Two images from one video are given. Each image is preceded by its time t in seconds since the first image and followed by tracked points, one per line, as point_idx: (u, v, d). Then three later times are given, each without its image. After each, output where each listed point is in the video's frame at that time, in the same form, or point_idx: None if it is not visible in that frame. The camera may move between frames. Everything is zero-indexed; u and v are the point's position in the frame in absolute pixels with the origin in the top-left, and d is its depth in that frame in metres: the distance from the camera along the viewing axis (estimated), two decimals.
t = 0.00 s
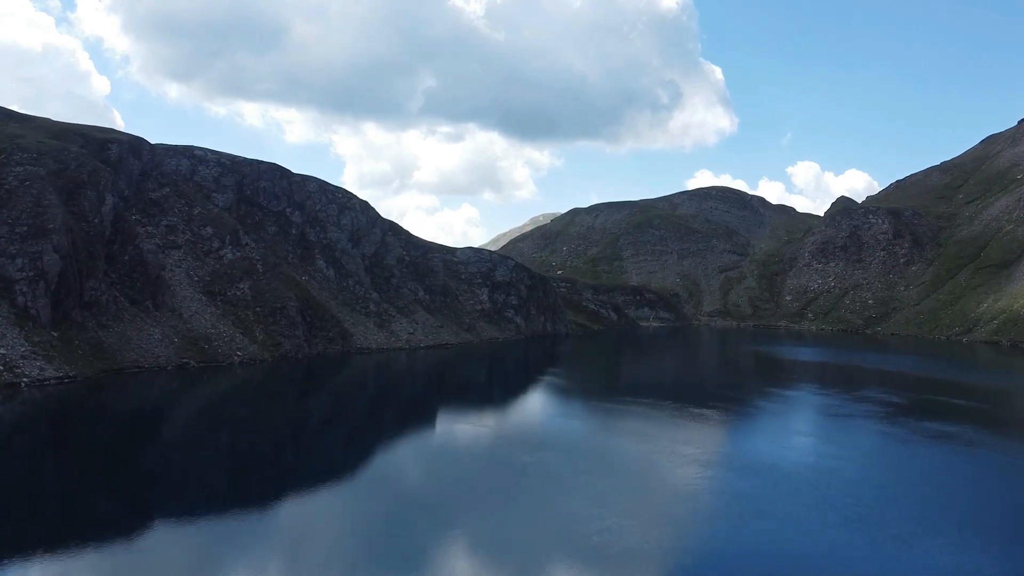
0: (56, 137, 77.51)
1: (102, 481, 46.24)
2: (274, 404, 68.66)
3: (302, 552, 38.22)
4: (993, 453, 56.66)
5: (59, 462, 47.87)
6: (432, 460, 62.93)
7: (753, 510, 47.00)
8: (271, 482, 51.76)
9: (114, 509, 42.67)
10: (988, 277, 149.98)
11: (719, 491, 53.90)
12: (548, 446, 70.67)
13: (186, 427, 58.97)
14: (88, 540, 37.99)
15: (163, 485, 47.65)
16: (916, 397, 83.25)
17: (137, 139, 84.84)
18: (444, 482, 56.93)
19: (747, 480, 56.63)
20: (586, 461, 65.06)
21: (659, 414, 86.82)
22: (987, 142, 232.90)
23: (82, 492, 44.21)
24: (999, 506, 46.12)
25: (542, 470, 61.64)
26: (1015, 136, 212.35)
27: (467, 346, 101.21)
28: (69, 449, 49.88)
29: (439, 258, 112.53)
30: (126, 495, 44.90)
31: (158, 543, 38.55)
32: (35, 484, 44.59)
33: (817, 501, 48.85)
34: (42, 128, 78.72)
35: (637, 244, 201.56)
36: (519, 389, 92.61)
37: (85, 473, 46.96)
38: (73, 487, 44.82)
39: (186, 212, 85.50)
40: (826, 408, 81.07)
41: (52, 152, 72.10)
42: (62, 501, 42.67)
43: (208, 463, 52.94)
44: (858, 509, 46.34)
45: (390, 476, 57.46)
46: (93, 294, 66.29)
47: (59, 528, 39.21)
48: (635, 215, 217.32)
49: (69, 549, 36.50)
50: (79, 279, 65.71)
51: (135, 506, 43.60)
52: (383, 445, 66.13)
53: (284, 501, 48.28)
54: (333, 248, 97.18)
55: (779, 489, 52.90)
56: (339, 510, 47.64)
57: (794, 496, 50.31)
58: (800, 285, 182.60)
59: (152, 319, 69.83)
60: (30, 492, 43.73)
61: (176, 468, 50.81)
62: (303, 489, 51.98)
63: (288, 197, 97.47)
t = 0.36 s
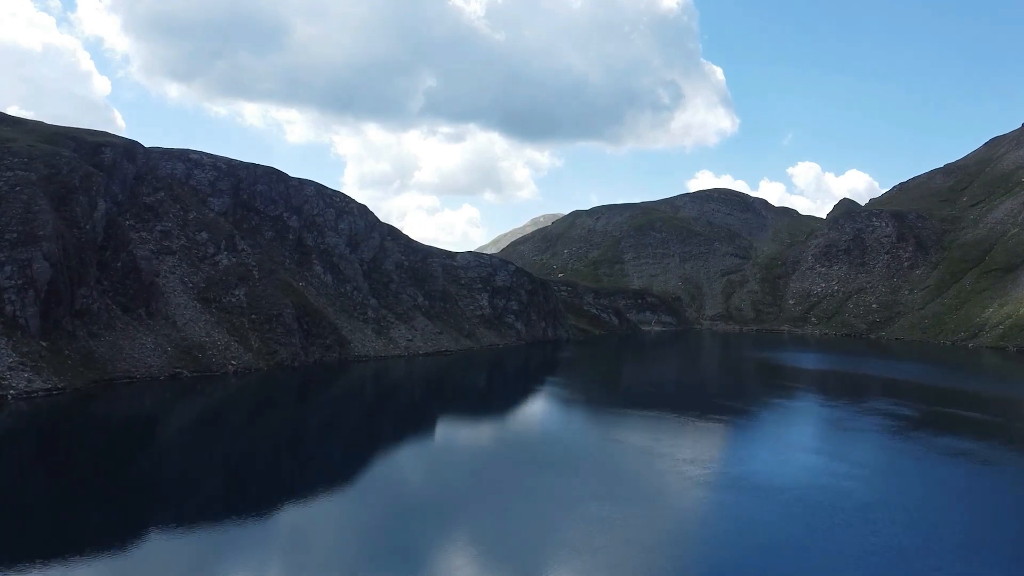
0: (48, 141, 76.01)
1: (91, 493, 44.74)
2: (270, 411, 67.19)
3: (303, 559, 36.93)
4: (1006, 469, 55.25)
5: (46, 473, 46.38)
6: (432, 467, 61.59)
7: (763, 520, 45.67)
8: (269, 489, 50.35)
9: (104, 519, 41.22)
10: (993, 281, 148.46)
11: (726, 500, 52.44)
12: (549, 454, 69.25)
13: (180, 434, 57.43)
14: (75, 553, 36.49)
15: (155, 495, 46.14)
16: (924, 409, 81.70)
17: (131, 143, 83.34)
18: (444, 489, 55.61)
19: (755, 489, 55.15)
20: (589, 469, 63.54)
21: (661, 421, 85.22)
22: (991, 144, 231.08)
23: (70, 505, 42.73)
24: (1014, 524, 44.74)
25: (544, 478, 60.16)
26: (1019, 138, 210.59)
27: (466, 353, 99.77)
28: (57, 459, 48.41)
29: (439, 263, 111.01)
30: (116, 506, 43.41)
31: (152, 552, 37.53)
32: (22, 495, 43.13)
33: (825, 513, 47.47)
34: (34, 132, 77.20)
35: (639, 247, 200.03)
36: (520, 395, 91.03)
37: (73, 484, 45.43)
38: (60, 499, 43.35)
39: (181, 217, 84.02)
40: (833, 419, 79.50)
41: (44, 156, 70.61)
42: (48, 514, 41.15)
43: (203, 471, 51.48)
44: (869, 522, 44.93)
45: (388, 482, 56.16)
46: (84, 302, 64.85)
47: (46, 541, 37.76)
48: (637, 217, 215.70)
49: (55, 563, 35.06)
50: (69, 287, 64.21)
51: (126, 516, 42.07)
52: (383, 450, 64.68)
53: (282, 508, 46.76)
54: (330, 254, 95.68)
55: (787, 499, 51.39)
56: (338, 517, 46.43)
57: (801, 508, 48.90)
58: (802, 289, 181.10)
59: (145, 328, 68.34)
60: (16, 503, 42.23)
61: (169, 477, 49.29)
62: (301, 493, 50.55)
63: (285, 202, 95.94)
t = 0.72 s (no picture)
0: (40, 145, 74.56)
1: (80, 505, 43.31)
2: (267, 418, 65.92)
3: (298, 567, 35.66)
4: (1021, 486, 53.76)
5: (33, 484, 44.90)
6: (432, 474, 60.31)
7: (769, 529, 45.05)
8: (265, 498, 48.94)
9: (92, 532, 39.77)
10: (999, 285, 146.81)
11: (733, 511, 50.89)
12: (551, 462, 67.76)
13: (173, 443, 55.98)
14: (61, 567, 35.04)
15: (146, 506, 44.70)
16: (933, 420, 80.10)
17: (126, 146, 81.89)
18: (444, 497, 54.24)
19: (762, 500, 53.58)
20: (592, 477, 62.10)
21: (663, 429, 83.68)
22: (995, 146, 229.10)
23: (57, 517, 41.24)
24: None
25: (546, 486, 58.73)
26: None
27: (466, 360, 98.39)
28: (44, 470, 46.98)
29: (438, 268, 109.53)
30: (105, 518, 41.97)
31: (141, 564, 36.33)
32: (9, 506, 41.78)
33: (836, 530, 45.89)
34: (26, 136, 75.80)
35: (640, 249, 198.61)
36: (521, 401, 89.48)
37: (61, 496, 43.99)
38: (47, 511, 41.89)
39: (176, 222, 82.61)
40: (838, 431, 78.02)
41: (35, 161, 69.15)
42: (34, 527, 39.66)
43: (195, 481, 50.02)
44: (882, 540, 43.50)
45: (386, 490, 54.76)
46: (74, 311, 63.40)
47: (32, 553, 36.43)
48: (639, 220, 214.13)
49: None
50: (60, 295, 62.72)
51: (114, 529, 40.63)
52: (380, 457, 63.24)
53: (279, 516, 45.58)
54: (328, 259, 94.20)
55: (796, 513, 49.84)
56: (334, 526, 45.07)
57: (811, 523, 47.33)
58: (805, 292, 179.46)
59: (138, 337, 66.86)
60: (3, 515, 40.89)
61: (160, 487, 47.82)
62: (297, 502, 49.10)
63: (282, 206, 94.47)
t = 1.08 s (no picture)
0: (33, 151, 73.28)
1: (68, 520, 41.71)
2: (264, 428, 64.57)
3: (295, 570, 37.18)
4: None
5: (19, 499, 43.33)
6: (434, 477, 61.10)
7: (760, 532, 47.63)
8: (260, 510, 47.31)
9: (82, 547, 38.64)
10: (1005, 290, 145.25)
11: (742, 526, 49.35)
12: (553, 471, 66.29)
13: (166, 454, 54.45)
14: None
15: (137, 521, 43.15)
16: (943, 435, 78.50)
17: (120, 151, 80.49)
18: (443, 507, 52.85)
19: (771, 516, 52.10)
20: (595, 488, 60.62)
21: (667, 438, 82.08)
22: (1000, 148, 227.39)
23: (43, 534, 39.69)
24: None
25: (548, 493, 58.28)
26: None
27: (467, 369, 96.86)
28: (31, 484, 45.44)
29: (438, 274, 108.06)
30: (93, 535, 40.43)
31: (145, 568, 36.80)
32: None
33: (849, 551, 44.53)
34: (18, 141, 74.52)
35: (642, 253, 197.19)
36: (523, 410, 87.88)
37: (48, 511, 42.41)
38: (33, 527, 40.32)
39: (171, 228, 81.22)
40: (846, 445, 76.41)
41: (26, 167, 67.75)
42: (19, 543, 38.13)
43: (188, 494, 48.49)
44: (896, 562, 42.10)
45: (385, 501, 53.40)
46: (65, 322, 61.87)
47: (20, 568, 35.42)
48: (641, 223, 212.62)
49: None
50: (50, 306, 61.12)
51: (105, 544, 39.44)
52: (379, 468, 61.73)
53: (277, 526, 44.63)
54: (326, 266, 92.68)
55: (806, 530, 48.41)
56: (332, 538, 43.74)
57: (823, 542, 45.92)
58: (809, 296, 177.87)
59: (130, 348, 65.35)
60: None
61: (152, 502, 46.28)
62: (295, 514, 47.60)
63: (280, 212, 92.94)
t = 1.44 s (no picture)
0: (24, 157, 71.97)
1: (54, 539, 40.14)
2: (260, 437, 63.39)
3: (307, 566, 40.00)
4: None
5: (2, 514, 41.72)
6: (443, 474, 64.36)
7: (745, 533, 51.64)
8: (256, 525, 45.77)
9: (72, 561, 37.77)
10: (1011, 295, 143.68)
11: (751, 552, 47.73)
12: (556, 482, 64.78)
13: (159, 466, 52.98)
14: None
15: (127, 538, 41.65)
16: (951, 453, 76.98)
17: (114, 157, 79.11)
18: (446, 521, 51.42)
19: (782, 538, 50.70)
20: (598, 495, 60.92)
21: (671, 449, 80.45)
22: (1005, 151, 225.36)
23: (29, 551, 38.28)
24: None
25: (551, 492, 61.24)
26: None
27: (467, 378, 95.31)
28: (17, 499, 43.88)
29: (438, 280, 106.54)
30: (80, 554, 38.76)
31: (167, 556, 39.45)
32: None
33: (834, 561, 47.04)
34: (10, 147, 73.20)
35: (644, 257, 195.60)
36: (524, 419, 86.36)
37: (34, 529, 40.86)
38: (17, 545, 38.71)
39: (166, 235, 79.91)
40: (852, 460, 74.94)
41: (17, 175, 66.34)
42: (3, 562, 36.56)
43: (181, 508, 46.87)
44: (867, 566, 46.35)
45: (388, 514, 52.02)
46: (56, 333, 60.31)
47: None
48: (643, 226, 211.02)
49: None
50: (40, 317, 59.62)
51: (95, 557, 38.52)
52: (378, 480, 60.18)
53: (273, 539, 43.83)
54: (324, 273, 91.23)
55: (817, 558, 46.89)
56: (332, 556, 42.33)
57: (823, 563, 46.16)
58: (812, 301, 176.28)
59: (122, 359, 63.92)
60: None
61: (143, 517, 44.74)
62: (291, 529, 46.15)
63: (277, 218, 91.50)
